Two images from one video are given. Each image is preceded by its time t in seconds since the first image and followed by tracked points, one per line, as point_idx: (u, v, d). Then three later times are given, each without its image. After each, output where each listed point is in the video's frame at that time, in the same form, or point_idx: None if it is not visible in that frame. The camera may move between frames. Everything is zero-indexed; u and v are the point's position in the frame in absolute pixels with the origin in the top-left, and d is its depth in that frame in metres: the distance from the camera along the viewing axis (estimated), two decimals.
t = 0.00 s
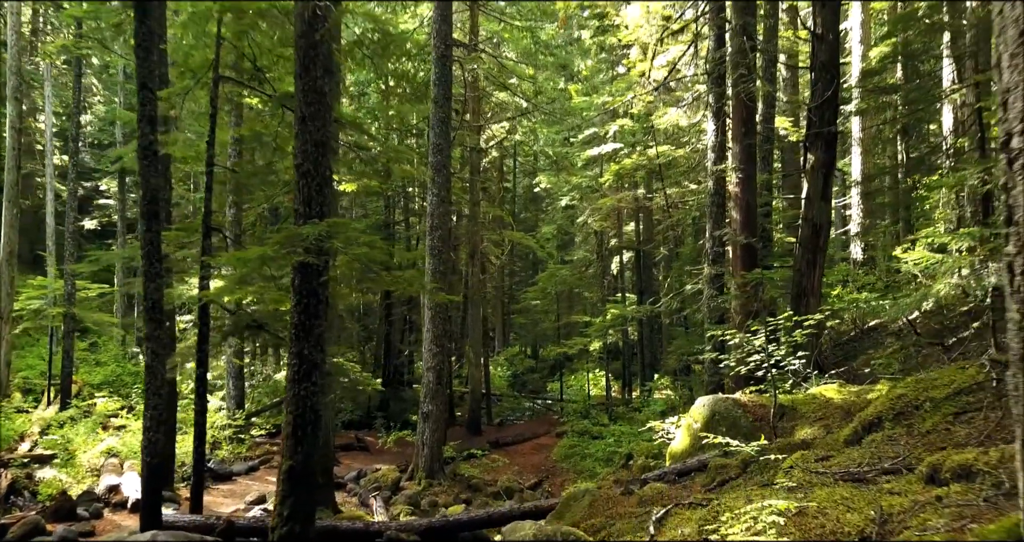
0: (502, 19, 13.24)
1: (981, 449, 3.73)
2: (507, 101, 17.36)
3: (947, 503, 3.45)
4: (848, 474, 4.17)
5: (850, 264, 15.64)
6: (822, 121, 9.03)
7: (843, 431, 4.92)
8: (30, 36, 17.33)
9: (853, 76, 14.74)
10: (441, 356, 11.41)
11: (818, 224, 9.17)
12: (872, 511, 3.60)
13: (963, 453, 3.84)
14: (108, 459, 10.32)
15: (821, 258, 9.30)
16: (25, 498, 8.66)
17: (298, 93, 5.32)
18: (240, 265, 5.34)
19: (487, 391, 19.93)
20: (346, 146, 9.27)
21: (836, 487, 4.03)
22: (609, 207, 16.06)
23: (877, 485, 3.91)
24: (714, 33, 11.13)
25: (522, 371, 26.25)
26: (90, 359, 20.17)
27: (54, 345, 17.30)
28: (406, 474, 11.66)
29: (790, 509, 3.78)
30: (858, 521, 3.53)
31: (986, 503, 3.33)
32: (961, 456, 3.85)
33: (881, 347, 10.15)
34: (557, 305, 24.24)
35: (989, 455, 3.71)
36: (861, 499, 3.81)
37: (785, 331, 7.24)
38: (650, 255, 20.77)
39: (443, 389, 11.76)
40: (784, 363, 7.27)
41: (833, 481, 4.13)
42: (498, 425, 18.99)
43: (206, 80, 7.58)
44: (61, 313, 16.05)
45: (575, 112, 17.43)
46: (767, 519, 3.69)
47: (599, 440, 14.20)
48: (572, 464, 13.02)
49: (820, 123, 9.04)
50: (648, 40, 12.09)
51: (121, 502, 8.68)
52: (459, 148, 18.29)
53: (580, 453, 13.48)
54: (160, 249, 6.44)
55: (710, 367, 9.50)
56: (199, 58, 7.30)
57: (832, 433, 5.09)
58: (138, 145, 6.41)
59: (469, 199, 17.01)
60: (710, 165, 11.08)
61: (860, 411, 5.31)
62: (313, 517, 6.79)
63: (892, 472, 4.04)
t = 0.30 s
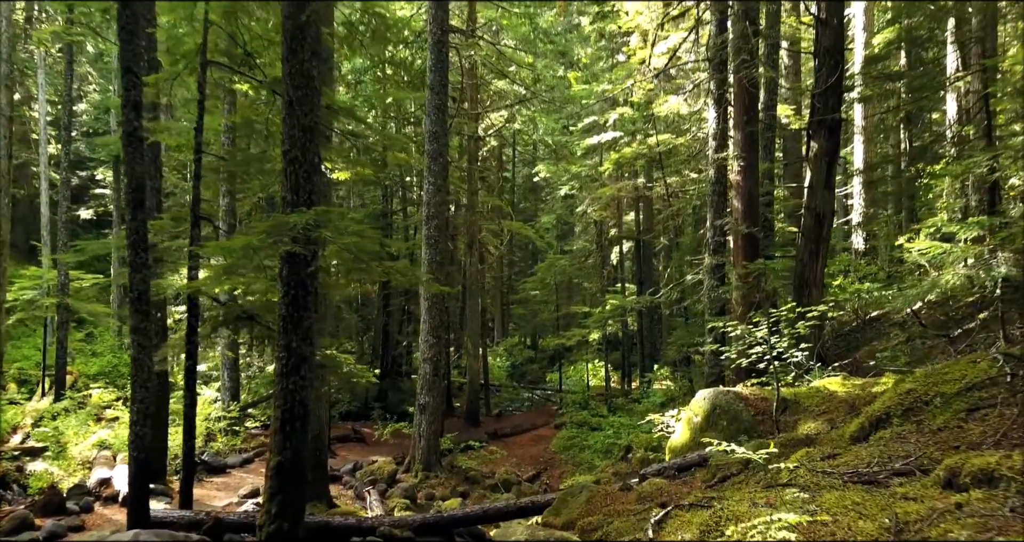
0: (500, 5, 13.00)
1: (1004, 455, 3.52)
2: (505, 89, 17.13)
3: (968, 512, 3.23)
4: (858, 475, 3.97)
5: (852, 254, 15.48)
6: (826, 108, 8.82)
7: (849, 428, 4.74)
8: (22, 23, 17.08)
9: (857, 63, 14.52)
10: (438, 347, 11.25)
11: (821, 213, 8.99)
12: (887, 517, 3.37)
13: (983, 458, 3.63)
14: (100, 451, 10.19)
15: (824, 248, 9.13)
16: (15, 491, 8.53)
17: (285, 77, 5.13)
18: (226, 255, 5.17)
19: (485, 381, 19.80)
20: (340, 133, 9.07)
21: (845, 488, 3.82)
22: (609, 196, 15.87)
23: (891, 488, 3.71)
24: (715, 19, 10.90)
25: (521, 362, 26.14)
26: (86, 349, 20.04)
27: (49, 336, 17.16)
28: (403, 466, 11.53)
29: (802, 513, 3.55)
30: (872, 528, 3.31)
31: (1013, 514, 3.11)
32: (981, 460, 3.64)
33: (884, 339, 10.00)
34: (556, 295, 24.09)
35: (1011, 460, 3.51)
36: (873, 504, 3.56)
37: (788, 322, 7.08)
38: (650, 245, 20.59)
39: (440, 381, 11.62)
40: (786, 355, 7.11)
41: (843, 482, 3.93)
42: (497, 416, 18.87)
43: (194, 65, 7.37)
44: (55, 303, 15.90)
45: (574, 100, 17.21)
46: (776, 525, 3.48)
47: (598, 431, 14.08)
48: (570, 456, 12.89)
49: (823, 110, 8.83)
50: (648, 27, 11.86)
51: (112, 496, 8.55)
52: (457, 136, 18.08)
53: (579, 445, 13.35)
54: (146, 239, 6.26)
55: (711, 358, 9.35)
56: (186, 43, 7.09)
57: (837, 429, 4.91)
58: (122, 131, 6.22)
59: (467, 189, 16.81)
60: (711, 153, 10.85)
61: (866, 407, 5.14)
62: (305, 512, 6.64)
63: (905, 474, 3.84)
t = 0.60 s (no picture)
0: None
1: None
2: (504, 77, 16.89)
3: (994, 523, 2.87)
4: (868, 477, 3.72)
5: (854, 244, 15.33)
6: (830, 94, 8.61)
7: (856, 426, 4.51)
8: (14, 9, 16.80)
9: (860, 50, 14.29)
10: (435, 338, 11.09)
11: (824, 201, 8.81)
12: (901, 527, 3.04)
13: (1010, 464, 3.29)
14: (92, 444, 10.05)
15: (827, 238, 8.96)
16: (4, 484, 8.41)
17: (271, 60, 4.92)
18: (212, 245, 5.00)
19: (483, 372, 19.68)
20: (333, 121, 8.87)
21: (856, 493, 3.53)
22: (609, 185, 15.68)
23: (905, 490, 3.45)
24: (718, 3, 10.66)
25: (519, 352, 26.03)
26: (81, 339, 19.89)
27: (43, 326, 17.00)
28: (399, 458, 11.40)
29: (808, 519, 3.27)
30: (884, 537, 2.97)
31: None
32: (1007, 466, 3.28)
33: (887, 330, 9.85)
34: (555, 285, 23.94)
35: None
36: (887, 513, 3.24)
37: (791, 314, 6.92)
38: (650, 235, 20.42)
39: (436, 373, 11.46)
40: (788, 347, 6.96)
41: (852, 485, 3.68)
42: (495, 406, 18.77)
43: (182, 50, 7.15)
44: (48, 293, 15.73)
45: (574, 88, 16.97)
46: (786, 534, 3.17)
47: (597, 423, 13.97)
48: (569, 448, 12.78)
49: (827, 96, 8.63)
50: (648, 12, 11.62)
51: (102, 489, 8.42)
52: (456, 124, 17.86)
53: (578, 437, 13.24)
54: (132, 229, 6.08)
55: (712, 350, 9.21)
56: (173, 26, 6.87)
57: (843, 426, 4.70)
58: (106, 117, 6.02)
59: (465, 178, 16.61)
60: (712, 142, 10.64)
61: (873, 402, 4.94)
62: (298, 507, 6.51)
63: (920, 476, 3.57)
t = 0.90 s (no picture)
0: None
1: None
2: (503, 64, 16.63)
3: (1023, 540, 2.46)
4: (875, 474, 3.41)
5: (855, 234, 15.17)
6: (834, 81, 8.39)
7: (865, 424, 4.22)
8: None
9: (864, 36, 14.05)
10: (431, 329, 10.92)
11: (828, 190, 8.63)
12: None
13: None
14: (84, 437, 9.91)
15: (830, 228, 8.78)
16: None
17: (255, 42, 4.71)
18: (195, 235, 4.81)
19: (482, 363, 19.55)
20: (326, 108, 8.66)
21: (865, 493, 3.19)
22: (608, 174, 15.47)
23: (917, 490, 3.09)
24: None
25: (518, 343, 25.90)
26: (77, 330, 19.72)
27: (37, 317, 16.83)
28: (395, 451, 11.26)
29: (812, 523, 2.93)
30: None
31: None
32: None
33: (890, 321, 9.69)
34: (554, 276, 23.76)
35: None
36: (905, 525, 2.83)
37: (794, 305, 6.76)
38: (650, 224, 20.22)
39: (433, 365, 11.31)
40: (791, 340, 6.81)
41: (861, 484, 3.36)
42: (494, 397, 18.66)
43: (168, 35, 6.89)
44: (41, 284, 15.55)
45: (573, 76, 16.72)
46: None
47: (596, 415, 13.84)
48: (567, 440, 12.66)
49: (831, 82, 8.41)
50: None
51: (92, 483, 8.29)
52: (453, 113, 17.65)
53: (577, 428, 13.13)
54: (116, 218, 5.87)
55: (713, 342, 9.05)
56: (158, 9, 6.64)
57: (851, 425, 4.42)
58: (88, 103, 5.80)
59: (463, 167, 16.39)
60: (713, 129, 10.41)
61: (882, 399, 4.69)
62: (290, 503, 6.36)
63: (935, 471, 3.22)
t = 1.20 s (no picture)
0: None
1: None
2: (501, 50, 16.30)
3: None
4: (886, 477, 3.20)
5: (857, 223, 14.98)
6: (840, 65, 8.14)
7: (875, 422, 4.01)
8: None
9: (869, 20, 13.74)
10: (427, 320, 10.72)
11: (832, 178, 8.43)
12: None
13: None
14: (73, 430, 9.71)
15: (834, 216, 8.58)
16: None
17: (236, 21, 4.46)
18: (175, 224, 4.57)
19: (479, 353, 19.40)
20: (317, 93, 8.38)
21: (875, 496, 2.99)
22: (608, 162, 15.22)
23: (932, 493, 2.89)
24: None
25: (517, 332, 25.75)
26: (70, 320, 19.45)
27: (28, 307, 16.54)
28: (390, 443, 11.09)
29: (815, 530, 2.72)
30: None
31: None
32: None
33: (894, 312, 9.52)
34: (553, 264, 23.58)
35: None
36: None
37: (798, 296, 6.57)
38: (650, 213, 20.00)
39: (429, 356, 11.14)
40: (794, 332, 6.63)
41: (870, 486, 3.15)
42: (492, 387, 18.52)
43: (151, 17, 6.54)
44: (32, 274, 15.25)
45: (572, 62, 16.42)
46: None
47: (594, 405, 13.71)
48: (565, 431, 12.53)
49: (836, 67, 8.17)
50: None
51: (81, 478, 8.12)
52: (451, 100, 17.38)
53: (575, 419, 12.98)
54: (97, 207, 5.63)
55: (714, 333, 8.87)
56: None
57: (859, 422, 4.23)
58: (67, 86, 5.48)
59: (460, 154, 16.13)
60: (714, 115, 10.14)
61: (892, 395, 4.49)
62: (279, 499, 6.21)
63: (952, 474, 3.01)
